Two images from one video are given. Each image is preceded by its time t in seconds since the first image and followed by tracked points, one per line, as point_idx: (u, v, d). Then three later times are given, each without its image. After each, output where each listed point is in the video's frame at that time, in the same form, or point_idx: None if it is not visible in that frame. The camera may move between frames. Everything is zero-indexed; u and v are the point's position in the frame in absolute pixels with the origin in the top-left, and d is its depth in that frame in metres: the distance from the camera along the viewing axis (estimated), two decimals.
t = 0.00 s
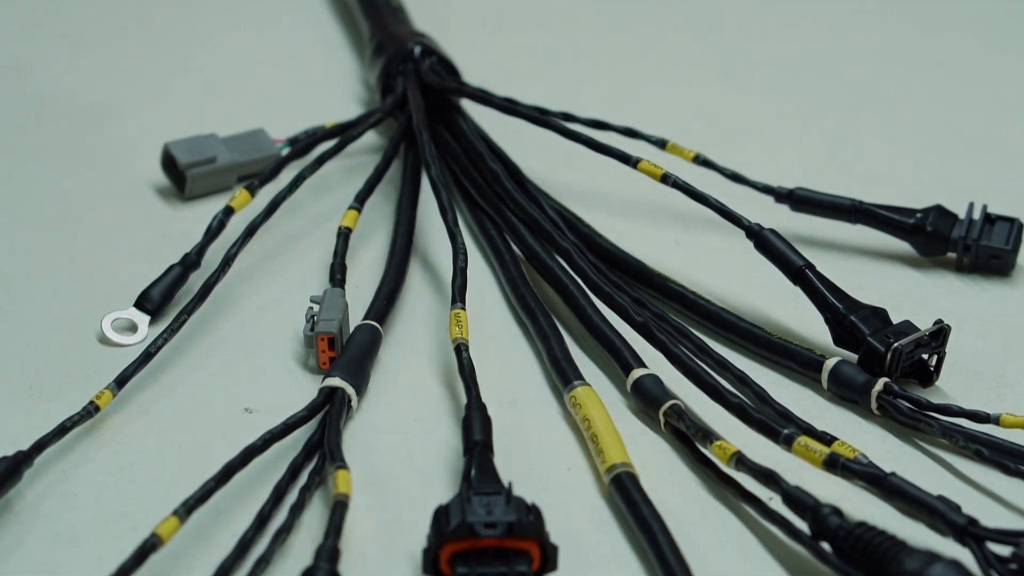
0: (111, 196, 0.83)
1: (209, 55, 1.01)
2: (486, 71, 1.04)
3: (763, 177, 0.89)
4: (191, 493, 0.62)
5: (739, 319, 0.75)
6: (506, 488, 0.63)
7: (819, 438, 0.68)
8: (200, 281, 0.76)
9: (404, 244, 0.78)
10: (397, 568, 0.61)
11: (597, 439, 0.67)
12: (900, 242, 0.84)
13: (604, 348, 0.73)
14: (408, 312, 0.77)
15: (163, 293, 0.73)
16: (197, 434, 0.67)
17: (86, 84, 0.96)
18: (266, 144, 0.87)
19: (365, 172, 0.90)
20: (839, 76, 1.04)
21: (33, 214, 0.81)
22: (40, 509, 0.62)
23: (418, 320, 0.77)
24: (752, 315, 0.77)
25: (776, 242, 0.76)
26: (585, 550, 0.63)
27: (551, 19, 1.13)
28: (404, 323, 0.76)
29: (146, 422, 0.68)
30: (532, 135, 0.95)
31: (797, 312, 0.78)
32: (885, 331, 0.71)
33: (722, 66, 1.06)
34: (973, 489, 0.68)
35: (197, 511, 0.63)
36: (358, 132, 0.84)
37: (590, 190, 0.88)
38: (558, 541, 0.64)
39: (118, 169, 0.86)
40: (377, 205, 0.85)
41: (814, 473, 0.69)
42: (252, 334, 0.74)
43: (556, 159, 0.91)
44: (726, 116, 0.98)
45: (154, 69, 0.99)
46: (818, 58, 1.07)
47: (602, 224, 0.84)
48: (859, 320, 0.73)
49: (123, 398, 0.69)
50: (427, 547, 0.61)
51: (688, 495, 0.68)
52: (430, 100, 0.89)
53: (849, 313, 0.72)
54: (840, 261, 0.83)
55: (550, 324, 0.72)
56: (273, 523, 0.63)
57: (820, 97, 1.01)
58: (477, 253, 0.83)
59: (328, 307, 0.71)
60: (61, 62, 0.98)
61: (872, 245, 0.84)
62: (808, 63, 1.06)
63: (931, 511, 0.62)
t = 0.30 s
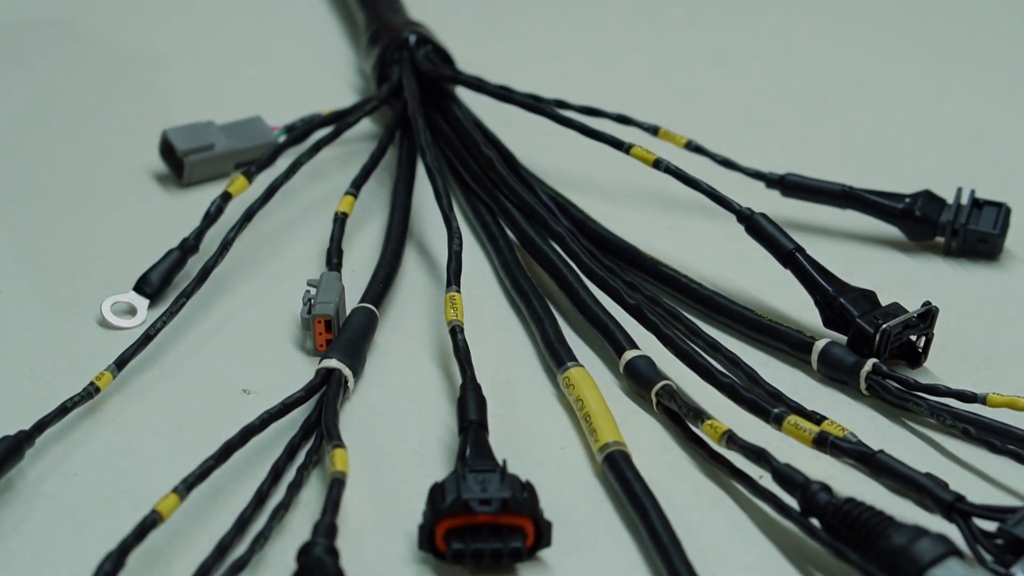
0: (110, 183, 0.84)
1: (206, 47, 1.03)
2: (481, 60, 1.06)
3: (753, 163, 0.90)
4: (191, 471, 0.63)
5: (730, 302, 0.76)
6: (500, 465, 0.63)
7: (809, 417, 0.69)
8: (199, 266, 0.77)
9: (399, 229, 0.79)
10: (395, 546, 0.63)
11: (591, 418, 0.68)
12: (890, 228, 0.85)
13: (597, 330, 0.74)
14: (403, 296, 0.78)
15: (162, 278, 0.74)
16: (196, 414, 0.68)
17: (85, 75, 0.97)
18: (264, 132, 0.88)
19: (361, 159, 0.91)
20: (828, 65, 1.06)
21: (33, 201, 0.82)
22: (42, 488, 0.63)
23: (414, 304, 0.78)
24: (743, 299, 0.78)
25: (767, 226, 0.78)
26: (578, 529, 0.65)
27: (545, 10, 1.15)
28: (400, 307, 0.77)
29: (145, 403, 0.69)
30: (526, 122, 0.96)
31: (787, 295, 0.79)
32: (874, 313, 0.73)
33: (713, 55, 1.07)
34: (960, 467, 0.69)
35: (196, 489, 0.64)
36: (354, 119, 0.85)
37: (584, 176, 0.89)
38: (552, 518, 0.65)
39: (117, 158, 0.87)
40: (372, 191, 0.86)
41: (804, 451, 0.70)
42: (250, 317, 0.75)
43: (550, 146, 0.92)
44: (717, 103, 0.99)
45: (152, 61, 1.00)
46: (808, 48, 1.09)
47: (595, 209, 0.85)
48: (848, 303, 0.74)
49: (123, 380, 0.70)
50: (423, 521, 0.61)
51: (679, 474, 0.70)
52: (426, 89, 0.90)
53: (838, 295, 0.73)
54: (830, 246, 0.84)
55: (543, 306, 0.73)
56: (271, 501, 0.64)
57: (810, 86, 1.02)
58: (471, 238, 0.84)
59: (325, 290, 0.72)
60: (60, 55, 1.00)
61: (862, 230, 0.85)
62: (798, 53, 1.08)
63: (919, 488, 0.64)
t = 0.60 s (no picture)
0: (108, 173, 0.85)
1: (203, 42, 1.04)
2: (474, 51, 1.07)
3: (744, 152, 0.91)
4: (189, 452, 0.64)
5: (720, 287, 0.77)
6: (494, 446, 0.64)
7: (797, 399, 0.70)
8: (196, 254, 0.79)
9: (394, 216, 0.80)
10: (391, 526, 0.64)
11: (583, 401, 0.69)
12: (878, 215, 0.86)
13: (589, 314, 0.75)
14: (398, 283, 0.80)
15: (160, 264, 0.75)
16: (194, 397, 0.69)
17: (83, 68, 0.98)
18: (260, 123, 0.89)
19: (356, 148, 0.92)
20: (817, 56, 1.07)
21: (32, 190, 0.83)
22: (42, 469, 0.64)
23: (408, 290, 0.79)
24: (733, 284, 0.79)
25: (757, 212, 0.79)
26: (571, 508, 0.66)
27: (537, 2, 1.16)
28: (395, 293, 0.79)
29: (144, 387, 0.70)
30: (519, 113, 0.97)
31: (776, 280, 0.80)
32: (863, 297, 0.74)
33: (703, 46, 1.08)
34: (946, 448, 0.70)
35: (194, 470, 0.65)
36: (349, 109, 0.86)
37: (576, 164, 0.90)
38: (544, 498, 0.66)
39: (115, 148, 0.88)
40: (367, 180, 0.87)
41: (793, 433, 0.71)
42: (247, 303, 0.76)
43: (543, 136, 0.93)
44: (708, 93, 1.00)
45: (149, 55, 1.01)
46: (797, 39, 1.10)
47: (587, 196, 0.86)
48: (836, 287, 0.75)
49: (122, 365, 0.71)
50: (419, 501, 0.63)
51: (670, 456, 0.71)
52: (420, 79, 0.91)
53: (827, 280, 0.75)
54: (819, 232, 0.85)
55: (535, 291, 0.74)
56: (268, 482, 0.65)
57: (800, 75, 1.03)
58: (465, 226, 0.86)
59: (320, 276, 0.73)
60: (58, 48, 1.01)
61: (851, 217, 0.87)
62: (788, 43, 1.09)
63: (906, 469, 0.65)
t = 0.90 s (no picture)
0: (105, 164, 0.86)
1: (199, 36, 1.05)
2: (467, 42, 1.08)
3: (733, 141, 0.93)
4: (186, 435, 0.65)
5: (710, 274, 0.78)
6: (486, 429, 0.66)
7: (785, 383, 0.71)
8: (192, 242, 0.80)
9: (388, 205, 0.81)
10: (385, 507, 0.65)
11: (574, 384, 0.70)
12: (866, 203, 0.88)
13: (580, 301, 0.76)
14: (392, 271, 0.81)
15: (157, 253, 0.76)
16: (191, 382, 0.70)
17: (80, 60, 0.99)
18: (254, 113, 0.91)
19: (350, 139, 0.93)
20: (806, 47, 1.08)
21: (31, 180, 0.83)
22: (42, 452, 0.65)
23: (402, 278, 0.80)
24: (722, 271, 0.80)
25: (746, 200, 0.80)
26: (562, 490, 0.67)
27: None
28: (389, 281, 0.80)
29: (141, 372, 0.71)
30: (511, 103, 0.98)
31: (766, 267, 0.81)
32: (850, 283, 0.75)
33: (694, 38, 1.10)
34: (931, 431, 0.71)
35: (192, 453, 0.66)
36: (343, 99, 0.87)
37: (568, 154, 0.91)
38: (536, 480, 0.67)
39: (112, 139, 0.89)
40: (361, 170, 0.89)
41: (781, 416, 0.73)
42: (243, 291, 0.77)
43: (535, 127, 0.95)
44: (699, 83, 1.01)
45: (145, 48, 1.02)
46: (786, 30, 1.11)
47: (579, 186, 0.88)
48: (824, 274, 0.76)
49: (120, 351, 0.72)
50: (413, 483, 0.64)
51: (660, 439, 0.72)
52: (413, 71, 0.93)
53: (814, 266, 0.76)
54: (807, 221, 0.86)
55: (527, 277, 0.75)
56: (265, 465, 0.66)
57: (789, 66, 1.04)
58: (458, 215, 0.87)
59: (315, 263, 0.74)
60: (55, 41, 1.01)
61: (839, 206, 0.88)
62: (777, 34, 1.10)
63: (892, 450, 0.67)
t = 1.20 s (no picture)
0: (101, 154, 0.87)
1: (194, 30, 1.06)
2: (460, 34, 1.09)
3: (722, 131, 0.94)
4: (182, 419, 0.66)
5: (698, 261, 0.79)
6: (478, 412, 0.66)
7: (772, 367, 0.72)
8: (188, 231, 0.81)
9: (381, 194, 0.82)
10: (379, 489, 0.66)
11: (564, 369, 0.71)
12: (853, 192, 0.89)
13: (570, 287, 0.78)
14: (385, 259, 0.82)
15: (153, 241, 0.77)
16: (187, 368, 0.71)
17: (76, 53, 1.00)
18: (249, 105, 0.92)
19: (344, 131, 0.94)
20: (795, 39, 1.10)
21: (28, 170, 0.84)
22: (40, 436, 0.66)
23: (395, 267, 0.81)
24: (711, 258, 0.81)
25: (734, 188, 0.81)
26: (553, 472, 0.68)
27: None
28: (382, 269, 0.81)
29: (138, 357, 0.72)
30: (503, 95, 0.99)
31: (754, 255, 0.82)
32: (836, 270, 0.76)
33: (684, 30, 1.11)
34: (916, 414, 0.73)
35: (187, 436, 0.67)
36: (337, 91, 0.88)
37: (559, 145, 0.92)
38: (527, 462, 0.68)
39: (108, 131, 0.90)
40: (355, 160, 0.90)
41: (768, 400, 0.74)
42: (238, 278, 0.78)
43: (527, 118, 0.96)
44: (689, 74, 1.02)
45: (141, 42, 1.03)
46: (775, 23, 1.13)
47: (570, 176, 0.89)
48: (811, 261, 0.77)
49: (116, 337, 0.73)
50: (405, 465, 0.65)
51: (649, 422, 0.73)
52: (406, 62, 0.94)
53: (801, 252, 0.77)
54: (795, 209, 0.87)
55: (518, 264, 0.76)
56: (260, 448, 0.67)
57: (778, 58, 1.06)
58: (451, 204, 0.88)
59: (309, 251, 0.75)
60: (51, 34, 1.02)
61: (827, 195, 0.89)
62: (766, 27, 1.12)
63: (877, 432, 0.68)
